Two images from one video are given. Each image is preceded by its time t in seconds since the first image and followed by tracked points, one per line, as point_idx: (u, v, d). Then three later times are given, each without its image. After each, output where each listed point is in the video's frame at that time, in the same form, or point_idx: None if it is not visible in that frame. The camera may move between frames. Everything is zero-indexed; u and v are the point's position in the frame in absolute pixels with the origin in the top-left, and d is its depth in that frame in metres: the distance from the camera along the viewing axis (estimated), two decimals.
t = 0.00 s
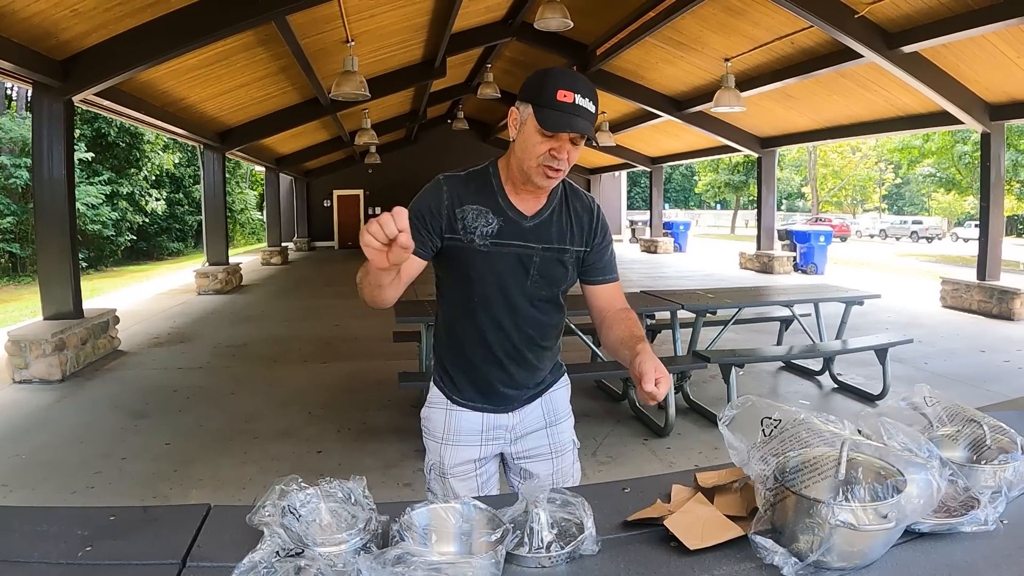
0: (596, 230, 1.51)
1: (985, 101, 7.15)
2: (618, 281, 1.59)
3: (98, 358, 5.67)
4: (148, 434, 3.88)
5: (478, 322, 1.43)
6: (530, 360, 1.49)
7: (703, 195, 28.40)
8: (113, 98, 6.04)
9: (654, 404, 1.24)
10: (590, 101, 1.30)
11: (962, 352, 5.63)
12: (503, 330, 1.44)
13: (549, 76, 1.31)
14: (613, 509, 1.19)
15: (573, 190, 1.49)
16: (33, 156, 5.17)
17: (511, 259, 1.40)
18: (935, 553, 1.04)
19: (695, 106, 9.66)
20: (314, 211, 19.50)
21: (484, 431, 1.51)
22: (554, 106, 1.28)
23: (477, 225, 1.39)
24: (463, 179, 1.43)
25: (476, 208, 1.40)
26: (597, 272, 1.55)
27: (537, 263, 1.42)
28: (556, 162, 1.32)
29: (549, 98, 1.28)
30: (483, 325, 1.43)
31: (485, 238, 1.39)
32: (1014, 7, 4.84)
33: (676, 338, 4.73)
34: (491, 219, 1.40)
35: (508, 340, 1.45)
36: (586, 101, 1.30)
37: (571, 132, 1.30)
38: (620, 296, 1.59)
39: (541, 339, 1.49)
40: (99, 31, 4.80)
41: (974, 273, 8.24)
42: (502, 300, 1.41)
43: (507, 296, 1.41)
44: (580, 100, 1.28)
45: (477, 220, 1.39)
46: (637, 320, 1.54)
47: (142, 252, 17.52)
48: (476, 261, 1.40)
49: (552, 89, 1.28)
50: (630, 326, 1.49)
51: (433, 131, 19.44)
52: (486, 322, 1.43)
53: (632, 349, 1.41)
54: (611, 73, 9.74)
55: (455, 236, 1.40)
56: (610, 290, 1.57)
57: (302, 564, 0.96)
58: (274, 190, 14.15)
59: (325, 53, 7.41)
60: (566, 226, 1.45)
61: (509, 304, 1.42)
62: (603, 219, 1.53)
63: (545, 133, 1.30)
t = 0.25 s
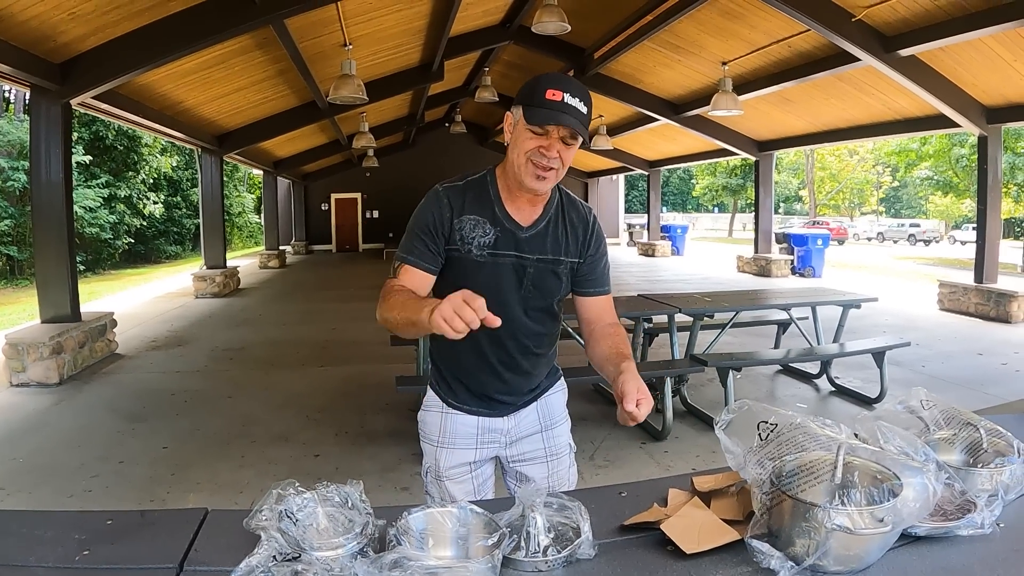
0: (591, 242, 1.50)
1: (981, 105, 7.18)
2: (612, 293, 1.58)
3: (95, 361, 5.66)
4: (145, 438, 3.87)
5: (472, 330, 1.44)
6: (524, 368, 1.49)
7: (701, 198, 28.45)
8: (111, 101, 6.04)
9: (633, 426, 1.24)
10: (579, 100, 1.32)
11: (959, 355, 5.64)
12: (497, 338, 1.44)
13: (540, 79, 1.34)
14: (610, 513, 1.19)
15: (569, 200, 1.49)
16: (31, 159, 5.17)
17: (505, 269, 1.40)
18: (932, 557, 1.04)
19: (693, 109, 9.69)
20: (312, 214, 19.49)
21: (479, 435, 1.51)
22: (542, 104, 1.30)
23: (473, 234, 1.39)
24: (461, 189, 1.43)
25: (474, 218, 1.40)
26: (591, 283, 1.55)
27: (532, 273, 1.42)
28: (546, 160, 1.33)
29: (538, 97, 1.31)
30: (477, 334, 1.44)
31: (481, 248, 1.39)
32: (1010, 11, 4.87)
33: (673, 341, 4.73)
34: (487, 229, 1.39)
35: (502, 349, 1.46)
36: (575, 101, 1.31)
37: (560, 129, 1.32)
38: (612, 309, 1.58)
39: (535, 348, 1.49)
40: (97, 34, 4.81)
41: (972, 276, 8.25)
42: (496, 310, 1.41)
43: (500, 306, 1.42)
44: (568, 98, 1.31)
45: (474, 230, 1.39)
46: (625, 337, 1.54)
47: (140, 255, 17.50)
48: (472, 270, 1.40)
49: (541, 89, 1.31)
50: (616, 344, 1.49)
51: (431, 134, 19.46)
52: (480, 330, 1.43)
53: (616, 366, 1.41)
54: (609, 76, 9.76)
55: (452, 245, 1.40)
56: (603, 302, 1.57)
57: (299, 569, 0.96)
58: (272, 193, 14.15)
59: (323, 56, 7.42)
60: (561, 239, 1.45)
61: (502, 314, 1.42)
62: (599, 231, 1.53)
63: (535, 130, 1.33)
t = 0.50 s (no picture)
0: (595, 235, 1.50)
1: (985, 107, 7.16)
2: (619, 286, 1.58)
3: (97, 358, 5.66)
4: (146, 435, 3.88)
5: (478, 326, 1.43)
6: (530, 363, 1.49)
7: (703, 199, 28.44)
8: (115, 99, 6.05)
9: (649, 407, 1.23)
10: (582, 98, 1.32)
11: (961, 357, 5.63)
12: (503, 334, 1.44)
13: (542, 74, 1.34)
14: (611, 513, 1.19)
15: (572, 195, 1.49)
16: (34, 156, 5.17)
17: (510, 264, 1.40)
18: (933, 559, 1.04)
19: (695, 110, 9.68)
20: (314, 213, 19.50)
21: (485, 435, 1.51)
22: (546, 101, 1.30)
23: (478, 230, 1.39)
24: (463, 186, 1.43)
25: (477, 214, 1.40)
26: (596, 277, 1.55)
27: (537, 268, 1.42)
28: (548, 155, 1.33)
29: (541, 93, 1.31)
30: (483, 330, 1.43)
31: (486, 244, 1.39)
32: (1014, 13, 4.85)
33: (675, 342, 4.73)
34: (492, 225, 1.39)
35: (508, 345, 1.45)
36: (577, 97, 1.31)
37: (563, 127, 1.32)
38: (620, 300, 1.58)
39: (541, 342, 1.48)
40: (101, 32, 4.81)
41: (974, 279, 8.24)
42: (502, 305, 1.41)
43: (506, 302, 1.41)
44: (570, 95, 1.30)
45: (478, 226, 1.39)
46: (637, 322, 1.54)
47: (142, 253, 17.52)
48: (477, 267, 1.39)
49: (544, 86, 1.31)
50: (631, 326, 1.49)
51: (434, 134, 19.46)
52: (486, 326, 1.43)
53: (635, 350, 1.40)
54: (611, 76, 9.76)
55: (456, 242, 1.40)
56: (610, 294, 1.57)
57: (301, 566, 0.96)
58: (274, 192, 14.16)
59: (326, 55, 7.42)
60: (566, 233, 1.45)
61: (509, 309, 1.42)
62: (603, 225, 1.53)
63: (537, 127, 1.33)
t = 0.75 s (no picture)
0: (597, 237, 1.50)
1: (985, 102, 7.15)
2: (621, 287, 1.58)
3: (97, 355, 5.66)
4: (146, 432, 3.88)
5: (477, 327, 1.43)
6: (530, 363, 1.49)
7: (703, 195, 28.41)
8: (113, 96, 6.03)
9: (663, 413, 1.22)
10: (587, 99, 1.31)
11: (961, 352, 5.63)
12: (503, 335, 1.44)
13: (547, 74, 1.32)
14: (611, 509, 1.19)
15: (574, 196, 1.48)
16: (32, 153, 5.16)
17: (511, 267, 1.40)
18: (933, 554, 1.04)
19: (695, 105, 9.67)
20: (314, 209, 19.48)
21: (485, 430, 1.51)
22: (550, 102, 1.29)
23: (478, 232, 1.38)
24: (464, 187, 1.43)
25: (478, 216, 1.39)
26: (597, 278, 1.54)
27: (538, 271, 1.42)
28: (551, 157, 1.33)
29: (545, 94, 1.29)
30: (483, 331, 1.43)
31: (485, 247, 1.38)
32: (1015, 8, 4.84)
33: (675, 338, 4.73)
34: (492, 227, 1.39)
35: (508, 346, 1.45)
36: (582, 99, 1.30)
37: (567, 129, 1.31)
38: (623, 302, 1.58)
39: (541, 344, 1.48)
40: (99, 28, 4.80)
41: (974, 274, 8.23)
42: (501, 307, 1.41)
43: (507, 304, 1.41)
44: (576, 96, 1.29)
45: (478, 228, 1.39)
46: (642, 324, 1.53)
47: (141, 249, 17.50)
48: (476, 269, 1.39)
49: (548, 86, 1.30)
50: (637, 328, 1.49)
51: (433, 130, 19.43)
52: (485, 327, 1.43)
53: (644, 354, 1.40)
54: (611, 72, 9.74)
55: (456, 243, 1.39)
56: (613, 295, 1.57)
57: (301, 562, 0.96)
58: (273, 188, 14.14)
59: (325, 51, 7.40)
60: (567, 235, 1.44)
61: (509, 311, 1.41)
62: (605, 226, 1.52)
63: (542, 128, 1.32)
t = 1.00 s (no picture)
0: (601, 239, 1.49)
1: (986, 98, 7.14)
2: (623, 291, 1.58)
3: (98, 354, 5.67)
4: (148, 430, 3.88)
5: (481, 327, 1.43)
6: (532, 363, 1.49)
7: (703, 191, 28.40)
8: (112, 95, 6.03)
9: (656, 425, 1.22)
10: (593, 93, 1.30)
11: (963, 348, 5.62)
12: (506, 337, 1.44)
13: (553, 70, 1.32)
14: (613, 506, 1.19)
15: (580, 195, 1.46)
16: (32, 152, 5.16)
17: (514, 269, 1.39)
18: (936, 549, 1.04)
19: (695, 101, 9.65)
20: (314, 207, 19.48)
21: (486, 428, 1.51)
22: (555, 97, 1.28)
23: (481, 234, 1.38)
24: (468, 186, 1.41)
25: (482, 217, 1.38)
26: (600, 280, 1.54)
27: (541, 272, 1.41)
28: (558, 152, 1.32)
29: (550, 89, 1.29)
30: (486, 333, 1.43)
31: (489, 248, 1.38)
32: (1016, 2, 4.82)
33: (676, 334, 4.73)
34: (496, 228, 1.38)
35: (511, 347, 1.45)
36: (588, 93, 1.29)
37: (573, 123, 1.30)
38: (624, 305, 1.58)
39: (544, 345, 1.48)
40: (98, 27, 4.79)
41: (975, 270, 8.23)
42: (505, 309, 1.41)
43: (510, 306, 1.41)
44: (581, 90, 1.28)
45: (482, 229, 1.38)
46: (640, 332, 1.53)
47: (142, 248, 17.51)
48: (480, 270, 1.39)
49: (553, 82, 1.29)
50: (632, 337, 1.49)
51: (433, 127, 19.41)
52: (489, 328, 1.43)
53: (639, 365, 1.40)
54: (610, 69, 9.72)
55: (460, 245, 1.39)
56: (615, 298, 1.56)
57: (302, 560, 0.95)
58: (273, 186, 14.13)
59: (324, 49, 7.39)
60: (571, 237, 1.43)
61: (512, 313, 1.41)
62: (609, 227, 1.51)
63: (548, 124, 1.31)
